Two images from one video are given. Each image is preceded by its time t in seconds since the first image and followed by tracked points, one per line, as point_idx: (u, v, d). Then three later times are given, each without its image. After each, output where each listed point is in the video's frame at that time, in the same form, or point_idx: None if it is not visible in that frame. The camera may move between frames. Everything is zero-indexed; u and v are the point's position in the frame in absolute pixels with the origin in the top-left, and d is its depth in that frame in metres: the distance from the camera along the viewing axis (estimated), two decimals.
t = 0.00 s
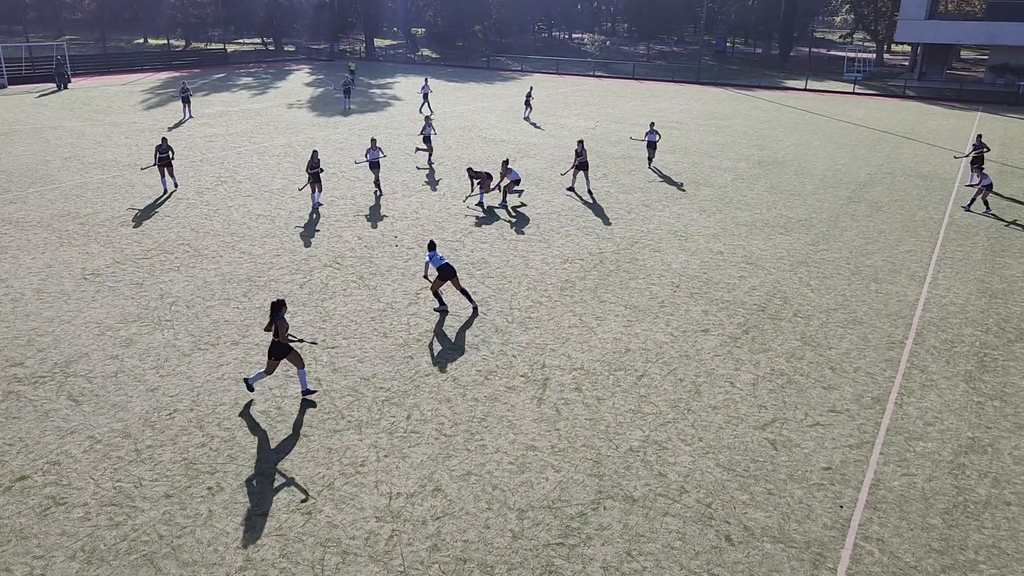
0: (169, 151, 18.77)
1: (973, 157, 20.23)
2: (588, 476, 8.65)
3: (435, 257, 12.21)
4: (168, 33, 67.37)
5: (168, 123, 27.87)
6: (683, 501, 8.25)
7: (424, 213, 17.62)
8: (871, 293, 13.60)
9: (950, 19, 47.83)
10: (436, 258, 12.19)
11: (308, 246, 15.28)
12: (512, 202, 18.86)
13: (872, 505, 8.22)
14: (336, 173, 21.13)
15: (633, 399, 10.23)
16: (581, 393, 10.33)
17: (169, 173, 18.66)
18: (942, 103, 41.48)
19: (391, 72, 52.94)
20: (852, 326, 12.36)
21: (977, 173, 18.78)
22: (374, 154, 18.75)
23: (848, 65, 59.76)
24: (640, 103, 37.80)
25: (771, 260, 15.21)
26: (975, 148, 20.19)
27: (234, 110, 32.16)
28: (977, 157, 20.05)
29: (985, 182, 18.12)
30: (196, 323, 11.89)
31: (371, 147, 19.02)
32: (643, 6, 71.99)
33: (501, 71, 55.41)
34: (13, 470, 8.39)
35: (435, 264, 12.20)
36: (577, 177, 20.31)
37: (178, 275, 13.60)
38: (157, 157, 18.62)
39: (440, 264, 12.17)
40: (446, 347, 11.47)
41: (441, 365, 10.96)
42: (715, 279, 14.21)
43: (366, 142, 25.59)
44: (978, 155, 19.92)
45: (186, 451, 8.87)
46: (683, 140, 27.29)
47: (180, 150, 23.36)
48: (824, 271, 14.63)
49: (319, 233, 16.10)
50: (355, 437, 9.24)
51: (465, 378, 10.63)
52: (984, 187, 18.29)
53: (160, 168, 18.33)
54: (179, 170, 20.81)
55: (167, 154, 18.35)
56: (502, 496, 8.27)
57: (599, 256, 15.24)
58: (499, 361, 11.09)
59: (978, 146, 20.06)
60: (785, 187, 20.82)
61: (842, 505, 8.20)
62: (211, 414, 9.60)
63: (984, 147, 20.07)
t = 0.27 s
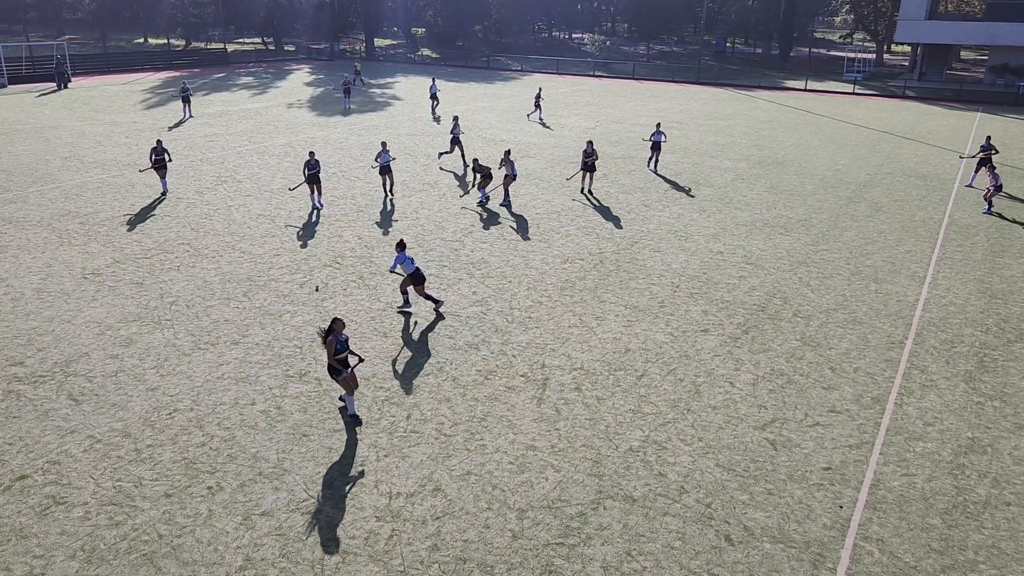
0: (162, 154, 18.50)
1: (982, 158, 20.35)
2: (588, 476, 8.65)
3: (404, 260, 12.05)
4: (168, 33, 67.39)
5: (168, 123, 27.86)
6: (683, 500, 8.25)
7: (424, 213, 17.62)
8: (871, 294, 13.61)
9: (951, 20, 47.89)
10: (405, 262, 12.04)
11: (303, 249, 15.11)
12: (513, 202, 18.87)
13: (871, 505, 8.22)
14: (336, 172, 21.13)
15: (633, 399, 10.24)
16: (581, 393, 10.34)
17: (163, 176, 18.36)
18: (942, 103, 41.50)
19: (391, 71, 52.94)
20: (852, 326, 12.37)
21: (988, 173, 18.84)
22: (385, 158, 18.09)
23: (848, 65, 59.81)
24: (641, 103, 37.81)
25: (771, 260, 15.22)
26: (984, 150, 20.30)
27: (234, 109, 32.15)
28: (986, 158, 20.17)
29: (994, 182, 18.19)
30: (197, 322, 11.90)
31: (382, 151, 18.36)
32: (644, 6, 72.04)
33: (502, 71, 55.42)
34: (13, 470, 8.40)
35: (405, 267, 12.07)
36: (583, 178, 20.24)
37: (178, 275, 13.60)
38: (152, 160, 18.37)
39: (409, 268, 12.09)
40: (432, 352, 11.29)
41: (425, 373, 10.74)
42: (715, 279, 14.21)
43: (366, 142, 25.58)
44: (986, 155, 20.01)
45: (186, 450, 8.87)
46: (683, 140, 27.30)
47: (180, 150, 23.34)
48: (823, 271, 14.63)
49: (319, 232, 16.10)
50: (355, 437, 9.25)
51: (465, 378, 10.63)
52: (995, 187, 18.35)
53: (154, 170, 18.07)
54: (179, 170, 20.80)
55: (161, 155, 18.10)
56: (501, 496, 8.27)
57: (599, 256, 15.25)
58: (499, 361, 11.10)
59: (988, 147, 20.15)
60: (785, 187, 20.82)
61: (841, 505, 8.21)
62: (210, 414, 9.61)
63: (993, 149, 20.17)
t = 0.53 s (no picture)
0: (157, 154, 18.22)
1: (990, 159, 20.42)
2: (589, 476, 8.65)
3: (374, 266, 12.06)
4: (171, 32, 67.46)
5: (170, 123, 27.87)
6: (684, 501, 8.24)
7: (426, 213, 17.63)
8: (873, 294, 13.61)
9: (953, 20, 47.91)
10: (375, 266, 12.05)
11: (302, 250, 15.05)
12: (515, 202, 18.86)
13: (873, 506, 8.21)
14: (338, 172, 21.13)
15: (635, 399, 10.24)
16: (582, 394, 10.33)
17: (162, 179, 18.12)
18: (944, 103, 41.48)
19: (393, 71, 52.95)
20: (853, 326, 12.36)
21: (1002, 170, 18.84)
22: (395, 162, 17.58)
23: (851, 65, 59.82)
24: (643, 103, 37.81)
25: (773, 260, 15.22)
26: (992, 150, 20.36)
27: (236, 109, 32.15)
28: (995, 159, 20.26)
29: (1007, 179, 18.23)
30: (198, 322, 11.90)
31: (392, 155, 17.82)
32: (647, 6, 72.01)
33: (504, 71, 55.42)
34: (15, 468, 8.41)
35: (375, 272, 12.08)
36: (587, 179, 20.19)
37: (180, 275, 13.61)
38: (149, 162, 18.17)
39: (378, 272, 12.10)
40: (433, 353, 11.27)
41: (427, 372, 10.74)
42: (716, 279, 14.21)
43: (369, 141, 25.59)
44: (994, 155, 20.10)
45: (188, 450, 8.87)
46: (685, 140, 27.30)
47: (182, 149, 23.35)
48: (825, 272, 14.62)
49: (321, 232, 16.10)
50: (356, 436, 9.25)
51: (467, 378, 10.63)
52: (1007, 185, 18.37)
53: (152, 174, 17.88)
54: (181, 169, 20.81)
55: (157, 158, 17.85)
56: (503, 496, 8.27)
57: (601, 256, 15.26)
58: (501, 361, 11.09)
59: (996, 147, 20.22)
60: (787, 187, 20.80)
61: (843, 506, 8.20)
62: (212, 413, 9.60)
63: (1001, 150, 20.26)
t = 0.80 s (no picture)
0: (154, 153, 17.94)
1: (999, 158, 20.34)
2: (594, 476, 8.64)
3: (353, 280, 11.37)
4: (177, 31, 67.69)
5: (177, 122, 27.96)
6: (689, 501, 8.23)
7: (432, 212, 17.64)
8: (879, 295, 13.57)
9: (961, 20, 47.78)
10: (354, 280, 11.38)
11: (303, 251, 14.93)
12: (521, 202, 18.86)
13: (879, 507, 8.19)
14: (345, 171, 21.17)
15: (641, 399, 10.23)
16: (588, 394, 10.33)
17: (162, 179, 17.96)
18: (952, 104, 41.34)
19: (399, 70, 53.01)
20: (860, 327, 12.33)
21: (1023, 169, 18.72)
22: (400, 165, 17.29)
23: (858, 65, 59.68)
24: (649, 103, 37.78)
25: (779, 261, 15.20)
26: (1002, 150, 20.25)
27: (243, 108, 32.22)
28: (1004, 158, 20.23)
29: None
30: (205, 320, 11.93)
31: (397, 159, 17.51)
32: (653, 6, 72.00)
33: (510, 71, 55.42)
34: (22, 465, 8.44)
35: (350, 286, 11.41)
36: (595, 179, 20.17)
37: (187, 273, 13.65)
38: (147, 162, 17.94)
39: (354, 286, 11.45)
40: (437, 353, 11.26)
41: (433, 372, 10.74)
42: (723, 279, 14.20)
43: (375, 141, 25.63)
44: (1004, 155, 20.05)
45: (194, 448, 8.89)
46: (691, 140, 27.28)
47: (189, 148, 23.41)
48: (832, 272, 14.59)
49: (327, 231, 16.12)
50: (362, 435, 9.26)
51: (472, 377, 10.63)
52: None
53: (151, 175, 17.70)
54: (187, 168, 20.87)
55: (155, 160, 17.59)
56: (508, 495, 8.27)
57: (607, 256, 15.25)
58: (506, 361, 11.10)
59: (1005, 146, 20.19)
60: (794, 187, 20.76)
61: (849, 507, 8.18)
62: (218, 412, 9.63)
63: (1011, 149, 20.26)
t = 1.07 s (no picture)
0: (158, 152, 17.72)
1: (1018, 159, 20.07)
2: (607, 476, 8.63)
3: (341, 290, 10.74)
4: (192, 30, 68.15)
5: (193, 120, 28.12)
6: (702, 502, 8.20)
7: (445, 211, 17.66)
8: (895, 297, 13.47)
9: (979, 20, 47.33)
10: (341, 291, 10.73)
11: (306, 253, 14.76)
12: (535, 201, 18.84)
13: (894, 510, 8.13)
14: (359, 170, 21.22)
15: (654, 399, 10.20)
16: (601, 393, 10.31)
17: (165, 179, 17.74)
18: (969, 104, 40.97)
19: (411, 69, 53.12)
20: (875, 329, 12.25)
21: None
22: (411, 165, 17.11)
23: (874, 65, 59.26)
24: (662, 103, 37.68)
25: (794, 261, 15.12)
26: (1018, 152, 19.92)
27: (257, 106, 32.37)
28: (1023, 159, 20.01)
29: None
30: (219, 317, 11.99)
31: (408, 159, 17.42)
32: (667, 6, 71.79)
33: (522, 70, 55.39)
34: (39, 460, 8.52)
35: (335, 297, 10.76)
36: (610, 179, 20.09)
37: (202, 271, 13.72)
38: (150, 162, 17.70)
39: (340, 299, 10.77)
40: (452, 352, 11.26)
41: (446, 371, 10.74)
42: (737, 279, 14.15)
43: (388, 139, 25.69)
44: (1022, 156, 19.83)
45: (208, 444, 8.93)
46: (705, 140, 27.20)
47: (204, 146, 23.55)
48: (846, 273, 14.51)
49: (341, 230, 16.17)
50: (375, 433, 9.28)
51: (485, 376, 10.64)
52: None
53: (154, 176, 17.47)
54: (201, 166, 20.99)
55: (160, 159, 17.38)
56: (520, 495, 8.27)
57: (621, 256, 15.22)
58: (519, 360, 11.09)
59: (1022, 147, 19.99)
60: (808, 188, 20.66)
61: (863, 510, 8.13)
62: (232, 408, 9.67)
63: None
